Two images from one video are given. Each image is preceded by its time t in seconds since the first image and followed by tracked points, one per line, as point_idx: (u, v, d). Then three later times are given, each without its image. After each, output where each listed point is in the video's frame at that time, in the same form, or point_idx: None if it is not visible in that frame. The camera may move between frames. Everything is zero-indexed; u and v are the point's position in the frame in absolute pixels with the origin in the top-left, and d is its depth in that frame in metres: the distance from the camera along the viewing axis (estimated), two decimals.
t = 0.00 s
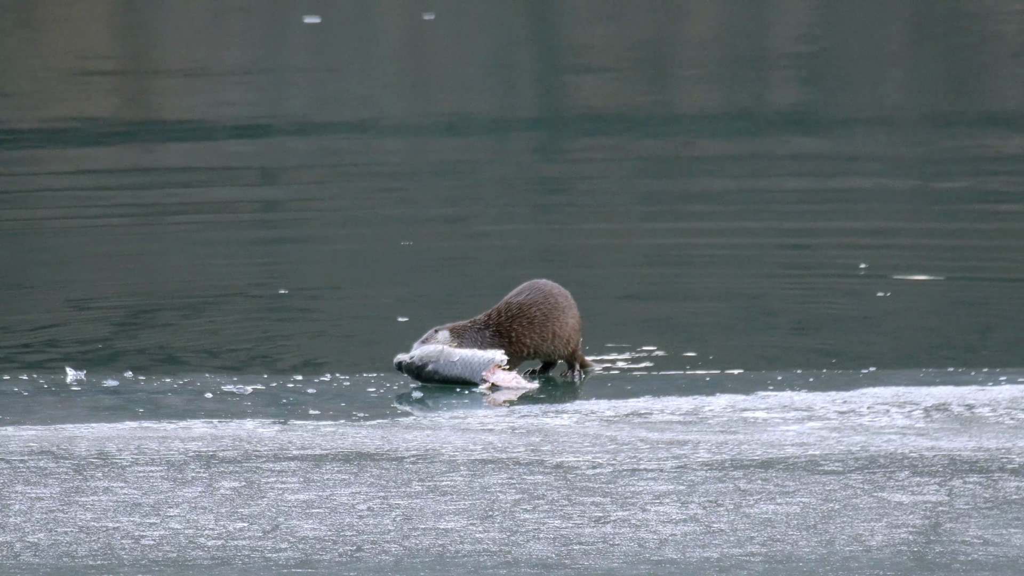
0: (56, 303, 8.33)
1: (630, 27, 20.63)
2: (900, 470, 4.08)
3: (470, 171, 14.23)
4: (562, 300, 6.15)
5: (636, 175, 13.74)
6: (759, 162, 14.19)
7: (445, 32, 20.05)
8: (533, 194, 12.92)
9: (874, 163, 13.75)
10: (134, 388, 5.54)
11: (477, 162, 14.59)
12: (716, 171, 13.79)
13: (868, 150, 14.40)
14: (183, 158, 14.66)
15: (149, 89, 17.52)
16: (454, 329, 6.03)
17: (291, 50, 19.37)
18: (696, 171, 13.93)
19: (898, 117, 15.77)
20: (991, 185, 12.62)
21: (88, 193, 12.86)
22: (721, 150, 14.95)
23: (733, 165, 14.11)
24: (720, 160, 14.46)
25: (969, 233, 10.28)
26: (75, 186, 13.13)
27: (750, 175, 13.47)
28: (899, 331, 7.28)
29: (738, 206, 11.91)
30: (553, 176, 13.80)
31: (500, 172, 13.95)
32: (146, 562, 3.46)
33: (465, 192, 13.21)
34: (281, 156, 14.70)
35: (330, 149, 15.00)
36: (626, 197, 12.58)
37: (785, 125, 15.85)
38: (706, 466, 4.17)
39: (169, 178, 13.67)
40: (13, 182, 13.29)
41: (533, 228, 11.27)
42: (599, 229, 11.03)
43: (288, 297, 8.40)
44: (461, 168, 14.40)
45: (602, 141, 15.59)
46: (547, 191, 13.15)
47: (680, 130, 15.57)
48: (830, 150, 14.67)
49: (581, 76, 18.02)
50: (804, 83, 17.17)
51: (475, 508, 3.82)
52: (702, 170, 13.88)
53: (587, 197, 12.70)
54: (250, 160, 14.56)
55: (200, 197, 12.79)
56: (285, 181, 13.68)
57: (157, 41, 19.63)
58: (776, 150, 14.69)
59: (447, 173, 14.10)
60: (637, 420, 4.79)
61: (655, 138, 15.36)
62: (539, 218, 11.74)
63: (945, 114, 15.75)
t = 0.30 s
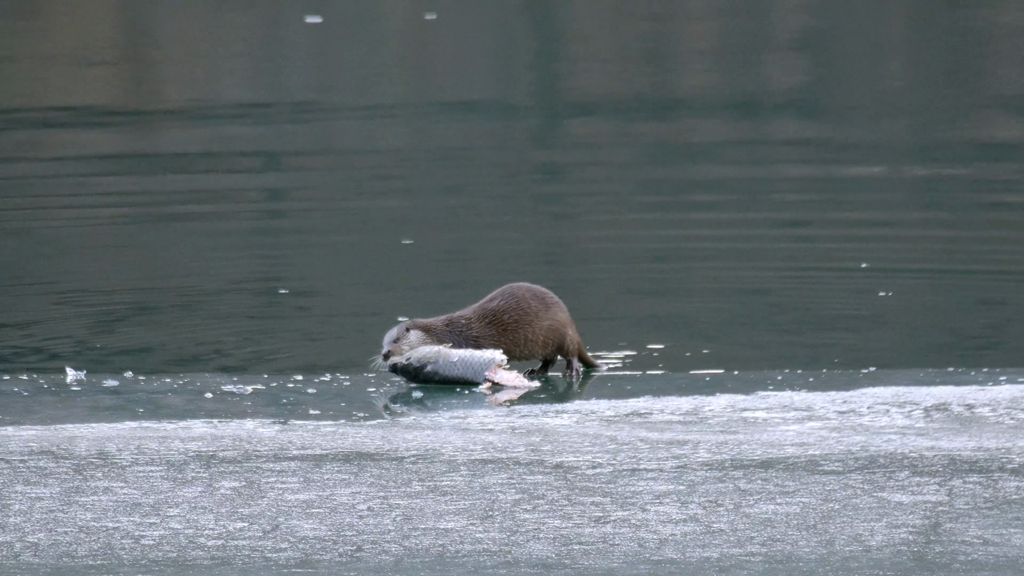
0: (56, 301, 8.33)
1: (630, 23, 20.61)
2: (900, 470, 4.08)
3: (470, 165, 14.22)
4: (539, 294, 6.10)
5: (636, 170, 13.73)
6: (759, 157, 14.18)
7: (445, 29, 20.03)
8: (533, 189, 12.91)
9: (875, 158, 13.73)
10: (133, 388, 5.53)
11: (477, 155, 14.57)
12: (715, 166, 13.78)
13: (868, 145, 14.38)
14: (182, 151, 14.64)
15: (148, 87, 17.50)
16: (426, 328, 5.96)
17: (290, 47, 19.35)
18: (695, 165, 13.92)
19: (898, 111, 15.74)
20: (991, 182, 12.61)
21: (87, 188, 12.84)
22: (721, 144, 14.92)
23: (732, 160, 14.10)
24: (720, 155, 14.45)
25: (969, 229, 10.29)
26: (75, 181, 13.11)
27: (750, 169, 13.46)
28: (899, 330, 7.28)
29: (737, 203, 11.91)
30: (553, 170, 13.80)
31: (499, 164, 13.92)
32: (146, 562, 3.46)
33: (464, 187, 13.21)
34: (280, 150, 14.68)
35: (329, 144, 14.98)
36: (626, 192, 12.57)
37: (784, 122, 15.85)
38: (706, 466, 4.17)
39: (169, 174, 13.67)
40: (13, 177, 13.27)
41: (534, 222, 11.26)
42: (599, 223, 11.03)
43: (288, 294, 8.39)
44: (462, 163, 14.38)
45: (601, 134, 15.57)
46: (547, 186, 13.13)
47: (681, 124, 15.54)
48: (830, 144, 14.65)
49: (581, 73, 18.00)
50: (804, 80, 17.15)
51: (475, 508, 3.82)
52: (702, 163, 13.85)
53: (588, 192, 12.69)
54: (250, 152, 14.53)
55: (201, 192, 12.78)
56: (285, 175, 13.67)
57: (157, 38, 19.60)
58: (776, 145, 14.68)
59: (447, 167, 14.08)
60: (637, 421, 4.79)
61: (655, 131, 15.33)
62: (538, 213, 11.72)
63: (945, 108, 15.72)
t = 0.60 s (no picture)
0: (55, 300, 8.32)
1: (630, 22, 20.59)
2: (900, 470, 4.08)
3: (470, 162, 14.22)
4: (504, 291, 6.33)
5: (636, 167, 13.73)
6: (759, 153, 14.18)
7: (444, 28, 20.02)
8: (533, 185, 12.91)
9: (875, 156, 13.72)
10: (133, 388, 5.53)
11: (477, 152, 14.55)
12: (715, 164, 13.79)
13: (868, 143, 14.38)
14: (182, 150, 14.64)
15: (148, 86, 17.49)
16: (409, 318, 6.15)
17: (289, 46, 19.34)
18: (695, 163, 13.91)
19: (898, 109, 15.72)
20: (991, 179, 12.61)
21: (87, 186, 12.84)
22: (721, 142, 14.92)
23: (732, 158, 14.11)
24: (720, 153, 14.44)
25: (968, 226, 10.30)
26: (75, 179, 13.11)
27: (750, 166, 13.47)
28: (898, 329, 7.28)
29: (737, 201, 11.91)
30: (553, 166, 13.79)
31: (499, 161, 13.91)
32: (146, 562, 3.46)
33: (464, 184, 13.20)
34: (279, 147, 14.66)
35: (329, 142, 14.98)
36: (625, 189, 12.57)
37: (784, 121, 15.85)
38: (706, 466, 4.17)
39: (169, 173, 13.67)
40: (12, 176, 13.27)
41: (534, 220, 11.26)
42: (598, 222, 11.04)
43: (289, 293, 8.39)
44: (462, 159, 14.37)
45: (601, 130, 15.57)
46: (547, 183, 13.13)
47: (680, 122, 15.54)
48: (830, 143, 14.65)
49: (580, 72, 17.99)
50: (804, 78, 17.14)
51: (475, 508, 3.82)
52: (701, 162, 13.86)
53: (588, 189, 12.69)
54: (250, 149, 14.53)
55: (201, 189, 12.78)
56: (284, 173, 13.66)
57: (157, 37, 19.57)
58: (777, 142, 14.67)
59: (447, 163, 14.07)
60: (637, 421, 4.79)
61: (655, 130, 15.32)
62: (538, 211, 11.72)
63: (945, 104, 15.70)
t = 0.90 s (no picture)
0: (55, 297, 8.31)
1: (630, 21, 20.58)
2: (900, 470, 4.08)
3: (469, 159, 14.21)
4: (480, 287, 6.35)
5: (636, 165, 13.72)
6: (759, 151, 14.16)
7: (443, 27, 20.00)
8: (532, 182, 12.91)
9: (875, 155, 13.74)
10: (133, 388, 5.53)
11: (477, 150, 14.55)
12: (716, 163, 13.78)
13: (868, 142, 14.38)
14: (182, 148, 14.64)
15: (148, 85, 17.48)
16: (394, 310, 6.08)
17: (289, 46, 19.32)
18: (695, 161, 13.93)
19: (899, 108, 15.72)
20: (991, 176, 12.62)
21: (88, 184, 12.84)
22: (721, 142, 14.94)
23: (732, 157, 14.13)
24: (721, 151, 14.42)
25: (968, 222, 10.28)
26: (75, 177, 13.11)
27: (750, 165, 13.48)
28: (898, 327, 7.27)
29: (736, 198, 11.90)
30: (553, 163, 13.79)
31: (500, 160, 13.91)
32: (146, 562, 3.46)
33: (464, 181, 13.20)
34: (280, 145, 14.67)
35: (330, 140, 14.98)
36: (626, 187, 12.57)
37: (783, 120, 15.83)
38: (706, 466, 4.17)
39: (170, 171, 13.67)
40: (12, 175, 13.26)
41: (533, 217, 11.26)
42: (598, 221, 11.04)
43: (289, 290, 8.39)
44: (462, 155, 14.36)
45: (600, 127, 15.57)
46: (547, 180, 13.12)
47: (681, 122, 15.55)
48: (831, 142, 14.65)
49: (580, 71, 17.98)
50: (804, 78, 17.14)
51: (475, 508, 3.82)
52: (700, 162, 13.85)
53: (587, 186, 12.68)
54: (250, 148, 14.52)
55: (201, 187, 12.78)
56: (284, 172, 13.65)
57: (157, 37, 19.55)
58: (777, 140, 14.67)
59: (448, 161, 14.08)
60: (637, 421, 4.79)
61: (655, 130, 15.33)
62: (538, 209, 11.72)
63: (944, 103, 15.71)
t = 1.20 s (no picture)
0: (55, 296, 8.30)
1: (630, 20, 20.57)
2: (900, 470, 4.08)
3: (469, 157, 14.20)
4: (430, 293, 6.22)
5: (635, 162, 13.71)
6: (759, 149, 14.15)
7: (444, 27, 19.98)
8: (532, 179, 12.90)
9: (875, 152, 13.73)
10: (133, 388, 5.53)
11: (478, 150, 14.55)
12: (716, 160, 13.76)
13: (867, 141, 14.38)
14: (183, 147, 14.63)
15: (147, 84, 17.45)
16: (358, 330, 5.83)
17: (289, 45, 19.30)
18: (695, 158, 13.92)
19: (899, 105, 15.71)
20: (991, 170, 12.60)
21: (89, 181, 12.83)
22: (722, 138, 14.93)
23: (733, 153, 14.11)
24: (721, 150, 14.41)
25: (967, 220, 10.27)
26: (75, 174, 13.11)
27: (749, 163, 13.48)
28: (898, 324, 7.26)
29: (736, 195, 11.89)
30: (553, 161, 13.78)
31: (500, 157, 13.91)
32: (146, 562, 3.46)
33: (464, 177, 13.19)
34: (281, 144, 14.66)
35: (330, 141, 14.99)
36: (626, 185, 12.57)
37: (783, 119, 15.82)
38: (706, 466, 4.17)
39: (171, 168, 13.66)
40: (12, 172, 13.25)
41: (533, 213, 11.24)
42: (598, 218, 11.02)
43: (290, 288, 8.39)
44: (462, 154, 14.36)
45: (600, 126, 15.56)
46: (548, 176, 13.11)
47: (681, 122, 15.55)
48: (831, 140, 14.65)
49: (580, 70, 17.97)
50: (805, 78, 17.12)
51: (475, 508, 3.82)
52: (700, 160, 13.84)
53: (587, 183, 12.67)
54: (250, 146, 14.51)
55: (202, 185, 12.77)
56: (284, 169, 13.64)
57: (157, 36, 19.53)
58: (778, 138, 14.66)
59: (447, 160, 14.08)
60: (637, 421, 4.79)
61: (656, 127, 15.31)
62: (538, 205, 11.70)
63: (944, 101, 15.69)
